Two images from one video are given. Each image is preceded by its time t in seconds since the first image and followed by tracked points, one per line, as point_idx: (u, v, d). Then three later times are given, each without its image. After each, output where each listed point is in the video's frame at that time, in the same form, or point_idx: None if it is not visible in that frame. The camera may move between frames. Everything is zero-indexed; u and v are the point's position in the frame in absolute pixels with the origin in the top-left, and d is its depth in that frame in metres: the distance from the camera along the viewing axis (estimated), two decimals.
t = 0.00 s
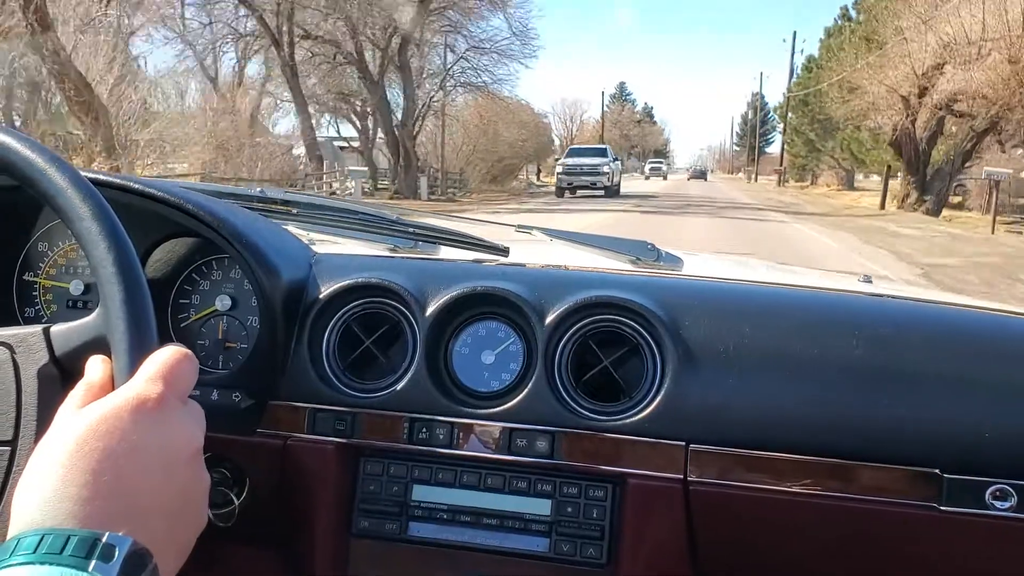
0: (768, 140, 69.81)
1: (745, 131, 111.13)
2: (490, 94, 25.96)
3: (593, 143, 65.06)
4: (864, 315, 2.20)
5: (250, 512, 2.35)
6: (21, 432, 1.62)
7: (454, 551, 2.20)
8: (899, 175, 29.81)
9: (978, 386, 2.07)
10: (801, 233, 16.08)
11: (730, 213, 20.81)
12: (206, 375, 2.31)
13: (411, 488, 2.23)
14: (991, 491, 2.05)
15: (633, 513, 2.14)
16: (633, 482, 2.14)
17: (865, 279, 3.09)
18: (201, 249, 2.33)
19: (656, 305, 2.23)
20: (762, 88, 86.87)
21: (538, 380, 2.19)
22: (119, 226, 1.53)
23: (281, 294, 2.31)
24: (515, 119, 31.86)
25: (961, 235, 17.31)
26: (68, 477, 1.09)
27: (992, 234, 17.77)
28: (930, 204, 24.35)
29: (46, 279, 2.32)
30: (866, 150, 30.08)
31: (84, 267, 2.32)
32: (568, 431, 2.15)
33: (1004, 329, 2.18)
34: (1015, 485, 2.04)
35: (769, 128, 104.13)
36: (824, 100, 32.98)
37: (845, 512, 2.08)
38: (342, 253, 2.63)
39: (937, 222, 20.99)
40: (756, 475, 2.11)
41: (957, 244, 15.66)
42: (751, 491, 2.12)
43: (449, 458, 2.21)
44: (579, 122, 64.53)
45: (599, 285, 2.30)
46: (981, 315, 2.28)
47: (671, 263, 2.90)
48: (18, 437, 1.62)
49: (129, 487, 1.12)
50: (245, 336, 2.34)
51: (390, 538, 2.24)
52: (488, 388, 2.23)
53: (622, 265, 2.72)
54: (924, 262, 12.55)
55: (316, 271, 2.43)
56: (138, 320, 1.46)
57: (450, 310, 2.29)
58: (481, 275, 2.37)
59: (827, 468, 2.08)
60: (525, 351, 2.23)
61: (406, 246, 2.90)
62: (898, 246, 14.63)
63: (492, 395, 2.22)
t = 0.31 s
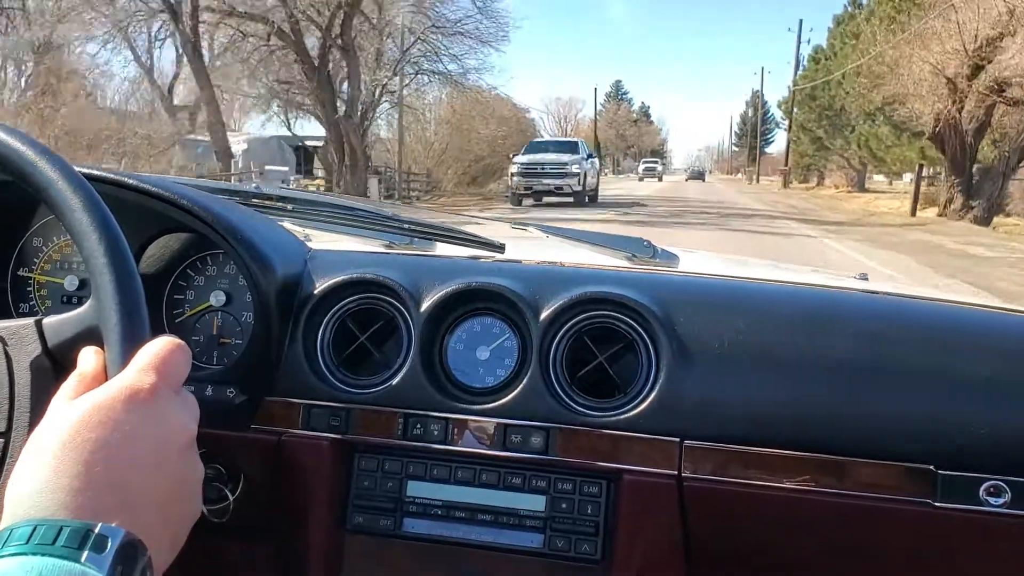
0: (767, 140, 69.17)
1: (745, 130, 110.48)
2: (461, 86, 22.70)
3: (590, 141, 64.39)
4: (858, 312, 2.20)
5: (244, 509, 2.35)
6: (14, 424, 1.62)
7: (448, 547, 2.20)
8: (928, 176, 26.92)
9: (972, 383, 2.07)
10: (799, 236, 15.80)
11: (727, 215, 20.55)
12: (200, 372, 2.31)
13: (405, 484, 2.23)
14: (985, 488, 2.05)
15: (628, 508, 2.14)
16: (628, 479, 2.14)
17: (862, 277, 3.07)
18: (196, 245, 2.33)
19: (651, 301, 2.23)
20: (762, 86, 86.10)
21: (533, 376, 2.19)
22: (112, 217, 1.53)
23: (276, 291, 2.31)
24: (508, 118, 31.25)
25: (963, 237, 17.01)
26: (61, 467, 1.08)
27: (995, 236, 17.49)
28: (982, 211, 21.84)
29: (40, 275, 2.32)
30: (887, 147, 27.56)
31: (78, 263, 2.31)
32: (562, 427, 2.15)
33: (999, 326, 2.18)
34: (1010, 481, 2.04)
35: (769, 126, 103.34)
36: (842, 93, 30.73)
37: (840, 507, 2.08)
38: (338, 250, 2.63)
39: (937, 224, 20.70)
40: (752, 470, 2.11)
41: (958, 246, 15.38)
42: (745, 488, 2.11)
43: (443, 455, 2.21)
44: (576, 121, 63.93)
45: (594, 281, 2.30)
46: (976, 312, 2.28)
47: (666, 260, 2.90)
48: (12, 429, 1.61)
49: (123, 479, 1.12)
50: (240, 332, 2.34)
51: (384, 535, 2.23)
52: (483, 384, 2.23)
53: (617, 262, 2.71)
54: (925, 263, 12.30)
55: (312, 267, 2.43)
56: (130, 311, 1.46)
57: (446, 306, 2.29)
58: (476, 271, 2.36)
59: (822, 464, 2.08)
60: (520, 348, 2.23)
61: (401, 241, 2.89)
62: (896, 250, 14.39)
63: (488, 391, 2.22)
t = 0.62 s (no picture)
0: (764, 139, 68.50)
1: (742, 130, 109.91)
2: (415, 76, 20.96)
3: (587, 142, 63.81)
4: (845, 311, 2.21)
5: (233, 506, 2.35)
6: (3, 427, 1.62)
7: (437, 544, 2.20)
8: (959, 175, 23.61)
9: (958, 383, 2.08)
10: (795, 237, 15.57)
11: (723, 217, 20.30)
12: (190, 369, 2.31)
13: (396, 481, 2.23)
14: (972, 484, 2.06)
15: (617, 505, 2.14)
16: (617, 474, 2.14)
17: (852, 275, 3.07)
18: (185, 244, 2.33)
19: (640, 299, 2.23)
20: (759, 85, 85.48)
21: (522, 373, 2.20)
22: (101, 217, 1.54)
23: (265, 288, 2.31)
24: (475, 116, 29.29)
25: (960, 239, 16.76)
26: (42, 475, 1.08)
27: (994, 236, 17.22)
28: None
29: (30, 273, 2.32)
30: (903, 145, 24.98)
31: (68, 261, 2.31)
32: (552, 424, 2.16)
33: (988, 324, 2.19)
34: (996, 478, 2.05)
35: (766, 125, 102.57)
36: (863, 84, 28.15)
37: (827, 507, 2.09)
38: (328, 247, 2.63)
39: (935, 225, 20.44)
40: (740, 468, 2.12)
41: (956, 248, 15.15)
42: (732, 485, 2.12)
43: (433, 452, 2.21)
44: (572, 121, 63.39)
45: (584, 280, 2.30)
46: (964, 310, 2.29)
47: (657, 259, 2.91)
48: None
49: (106, 484, 1.12)
50: (230, 330, 2.34)
51: (375, 532, 2.23)
52: (472, 381, 2.24)
53: (607, 260, 2.72)
54: (923, 264, 12.07)
55: (301, 264, 2.43)
56: (118, 312, 1.47)
57: (435, 304, 2.30)
58: (466, 269, 2.37)
59: (808, 462, 2.09)
60: (509, 345, 2.24)
61: (392, 239, 2.89)
62: (892, 251, 14.19)
63: (477, 388, 2.22)
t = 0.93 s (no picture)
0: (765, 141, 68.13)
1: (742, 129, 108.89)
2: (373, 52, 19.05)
3: (586, 143, 63.42)
4: (852, 312, 2.21)
5: (242, 513, 2.36)
6: (13, 437, 1.62)
7: (447, 549, 2.20)
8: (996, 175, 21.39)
9: (966, 382, 2.08)
10: (794, 241, 15.45)
11: (722, 219, 20.13)
12: (198, 377, 2.32)
13: (404, 487, 2.24)
14: (980, 484, 2.06)
15: (625, 510, 2.15)
16: (625, 478, 2.15)
17: (855, 276, 3.06)
18: (192, 251, 2.34)
19: (645, 302, 2.24)
20: (758, 85, 85.04)
21: (529, 377, 2.20)
22: (109, 226, 1.54)
23: (272, 294, 2.32)
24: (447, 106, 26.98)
25: (961, 243, 16.61)
26: (59, 483, 1.09)
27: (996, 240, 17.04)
28: None
29: (37, 283, 2.32)
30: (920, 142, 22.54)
31: (75, 270, 2.32)
32: (560, 429, 2.16)
33: (996, 327, 2.19)
34: (1006, 478, 2.06)
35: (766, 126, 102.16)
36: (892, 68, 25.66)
37: (837, 507, 2.09)
38: (334, 254, 2.64)
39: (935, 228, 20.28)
40: (748, 471, 2.12)
41: (954, 253, 15.03)
42: (741, 487, 2.12)
43: (441, 457, 2.21)
44: (571, 123, 63.08)
45: (589, 283, 2.31)
46: (971, 311, 2.29)
47: (660, 261, 2.92)
48: (10, 442, 1.62)
49: (118, 494, 1.12)
50: (237, 338, 2.35)
51: (382, 538, 2.24)
52: (479, 386, 2.24)
53: (611, 263, 2.73)
54: (932, 272, 11.65)
55: (307, 271, 2.43)
56: (128, 321, 1.47)
57: (441, 310, 2.30)
58: (472, 274, 2.37)
59: (816, 462, 2.09)
60: (516, 350, 2.24)
61: (396, 245, 2.89)
62: (890, 254, 14.08)
63: (484, 393, 2.23)
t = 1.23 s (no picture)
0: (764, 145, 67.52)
1: (740, 133, 107.88)
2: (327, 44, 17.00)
3: (582, 148, 62.92)
4: (853, 317, 2.21)
5: (242, 523, 2.35)
6: (12, 447, 1.61)
7: (448, 558, 2.19)
8: None
9: (968, 387, 2.08)
10: (792, 247, 15.24)
11: (720, 223, 19.89)
12: (198, 387, 2.32)
13: (405, 496, 2.23)
14: (983, 490, 2.06)
15: (628, 517, 2.14)
16: (627, 486, 2.14)
17: (855, 281, 3.06)
18: (191, 261, 2.33)
19: (646, 310, 2.23)
20: (756, 87, 84.52)
21: (530, 385, 2.19)
22: (108, 234, 1.54)
23: (272, 303, 2.31)
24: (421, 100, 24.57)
25: (960, 249, 16.39)
26: (59, 489, 1.08)
27: (996, 246, 16.85)
28: None
29: (36, 293, 2.32)
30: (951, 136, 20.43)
31: (74, 280, 2.31)
32: (561, 436, 2.16)
33: (996, 330, 2.19)
34: (1007, 483, 2.05)
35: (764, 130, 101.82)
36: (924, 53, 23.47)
37: (839, 514, 2.09)
38: (334, 263, 2.64)
39: (935, 233, 20.03)
40: (749, 477, 2.12)
41: (955, 258, 14.79)
42: (743, 494, 2.12)
43: (443, 466, 2.21)
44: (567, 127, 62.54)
45: (590, 291, 2.30)
46: (970, 315, 2.29)
47: (660, 268, 2.92)
48: (9, 452, 1.61)
49: (118, 498, 1.12)
50: (237, 347, 2.34)
51: (383, 547, 2.23)
52: (480, 394, 2.23)
53: (611, 270, 2.73)
54: (938, 279, 11.28)
55: (306, 280, 2.43)
56: (128, 330, 1.47)
57: (441, 318, 2.29)
58: (472, 282, 2.37)
59: (819, 468, 2.09)
60: (516, 357, 2.24)
61: (396, 253, 2.89)
62: (887, 259, 13.91)
63: (484, 401, 2.22)
